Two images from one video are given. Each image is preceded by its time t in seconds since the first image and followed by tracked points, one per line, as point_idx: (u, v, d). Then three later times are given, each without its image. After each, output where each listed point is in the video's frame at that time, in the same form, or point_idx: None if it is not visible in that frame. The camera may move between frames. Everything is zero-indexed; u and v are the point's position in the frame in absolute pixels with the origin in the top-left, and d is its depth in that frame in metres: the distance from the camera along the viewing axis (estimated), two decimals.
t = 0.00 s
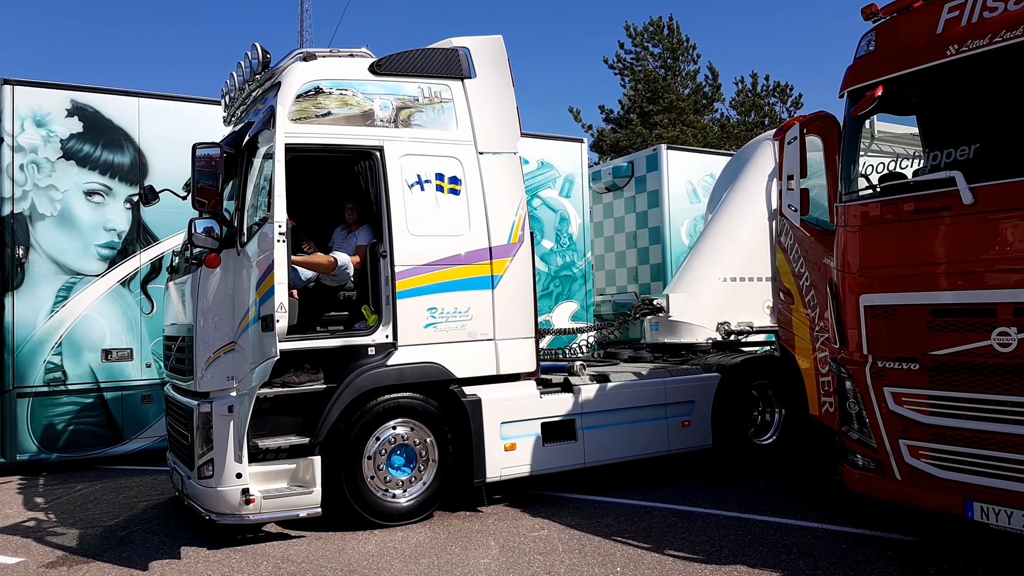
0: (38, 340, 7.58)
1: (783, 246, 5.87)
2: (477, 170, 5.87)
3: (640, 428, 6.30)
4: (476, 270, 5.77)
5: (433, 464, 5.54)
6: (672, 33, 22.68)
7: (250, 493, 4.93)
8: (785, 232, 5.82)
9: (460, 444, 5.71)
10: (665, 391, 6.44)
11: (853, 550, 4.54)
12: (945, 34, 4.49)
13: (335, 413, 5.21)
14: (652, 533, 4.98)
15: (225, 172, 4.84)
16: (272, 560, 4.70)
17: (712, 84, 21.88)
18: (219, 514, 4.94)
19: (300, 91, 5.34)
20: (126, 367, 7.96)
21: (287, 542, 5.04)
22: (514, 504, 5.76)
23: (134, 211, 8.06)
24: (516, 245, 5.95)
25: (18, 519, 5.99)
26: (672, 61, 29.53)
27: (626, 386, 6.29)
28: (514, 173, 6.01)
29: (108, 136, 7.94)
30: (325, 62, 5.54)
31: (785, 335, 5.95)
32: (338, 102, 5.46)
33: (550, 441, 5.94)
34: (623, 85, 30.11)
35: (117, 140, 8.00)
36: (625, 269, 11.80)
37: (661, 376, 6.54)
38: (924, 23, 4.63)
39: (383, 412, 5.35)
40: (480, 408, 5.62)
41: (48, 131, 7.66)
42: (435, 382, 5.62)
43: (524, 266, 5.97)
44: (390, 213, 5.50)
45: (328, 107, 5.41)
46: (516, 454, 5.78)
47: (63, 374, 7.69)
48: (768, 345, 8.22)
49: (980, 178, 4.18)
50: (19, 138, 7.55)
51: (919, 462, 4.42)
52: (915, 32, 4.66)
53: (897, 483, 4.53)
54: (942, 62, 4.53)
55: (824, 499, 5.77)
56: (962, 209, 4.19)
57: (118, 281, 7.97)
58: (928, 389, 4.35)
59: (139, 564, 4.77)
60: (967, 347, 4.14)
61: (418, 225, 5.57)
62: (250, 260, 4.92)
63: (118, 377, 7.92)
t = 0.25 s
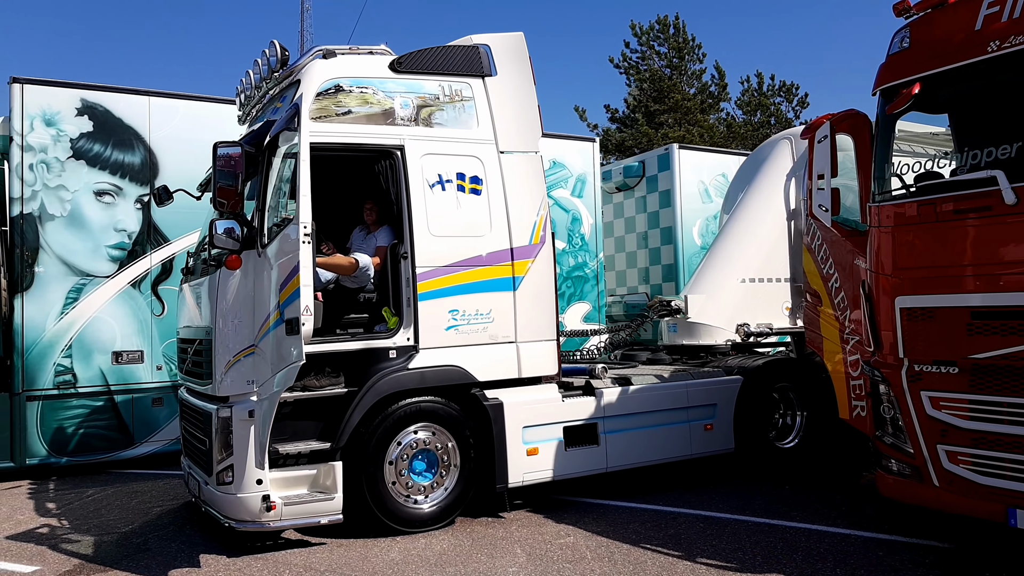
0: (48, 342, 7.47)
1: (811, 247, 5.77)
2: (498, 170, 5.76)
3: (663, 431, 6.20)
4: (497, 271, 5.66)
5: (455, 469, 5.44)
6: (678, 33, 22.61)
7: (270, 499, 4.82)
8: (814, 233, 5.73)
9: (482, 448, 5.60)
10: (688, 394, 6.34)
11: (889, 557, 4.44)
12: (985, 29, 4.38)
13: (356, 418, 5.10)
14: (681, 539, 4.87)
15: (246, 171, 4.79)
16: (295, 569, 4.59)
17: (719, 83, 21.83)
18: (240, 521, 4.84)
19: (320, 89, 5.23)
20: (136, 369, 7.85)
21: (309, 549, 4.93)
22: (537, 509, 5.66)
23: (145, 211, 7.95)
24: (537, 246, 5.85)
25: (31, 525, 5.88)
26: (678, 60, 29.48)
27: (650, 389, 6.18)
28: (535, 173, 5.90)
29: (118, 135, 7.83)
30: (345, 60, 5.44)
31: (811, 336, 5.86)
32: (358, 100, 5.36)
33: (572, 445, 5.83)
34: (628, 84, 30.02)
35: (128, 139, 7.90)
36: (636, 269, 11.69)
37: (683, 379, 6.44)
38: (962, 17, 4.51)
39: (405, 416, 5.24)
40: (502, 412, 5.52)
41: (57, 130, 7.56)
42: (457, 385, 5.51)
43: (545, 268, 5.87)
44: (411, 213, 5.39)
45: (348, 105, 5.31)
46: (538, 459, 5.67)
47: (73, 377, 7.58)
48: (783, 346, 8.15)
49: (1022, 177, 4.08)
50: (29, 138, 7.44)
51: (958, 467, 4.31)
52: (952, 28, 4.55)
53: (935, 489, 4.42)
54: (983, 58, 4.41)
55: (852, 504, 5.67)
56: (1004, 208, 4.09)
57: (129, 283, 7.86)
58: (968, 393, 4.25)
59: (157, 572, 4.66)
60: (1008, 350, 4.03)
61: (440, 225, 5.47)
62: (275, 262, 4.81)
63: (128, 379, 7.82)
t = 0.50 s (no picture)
0: (60, 343, 7.40)
1: (836, 246, 5.70)
2: (519, 167, 5.69)
3: (685, 432, 6.13)
4: (519, 270, 5.59)
5: (478, 471, 5.37)
6: (683, 32, 22.53)
7: (293, 502, 4.75)
8: (839, 232, 5.66)
9: (504, 450, 5.53)
10: (709, 394, 6.27)
11: (924, 561, 4.36)
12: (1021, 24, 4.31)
13: (379, 419, 5.02)
14: (709, 542, 4.80)
15: (268, 168, 4.71)
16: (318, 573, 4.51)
17: (725, 82, 21.81)
18: (261, 523, 4.76)
19: (340, 86, 5.16)
20: (148, 370, 7.78)
21: (332, 553, 4.85)
22: (559, 511, 5.58)
23: (156, 210, 7.88)
24: (558, 245, 5.77)
25: (46, 527, 5.80)
26: (683, 59, 29.45)
27: (672, 390, 6.11)
28: (557, 171, 5.83)
29: (130, 133, 7.75)
30: (365, 56, 5.37)
31: (835, 335, 5.81)
32: (379, 97, 5.29)
33: (594, 446, 5.76)
34: (633, 83, 29.94)
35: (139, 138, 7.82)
36: (646, 268, 11.62)
37: (704, 379, 6.36)
38: (995, 12, 4.44)
39: (427, 417, 5.16)
40: (524, 412, 5.44)
41: (68, 128, 7.48)
42: (478, 385, 5.43)
43: (566, 266, 5.79)
44: (432, 211, 5.32)
45: (369, 102, 5.24)
46: (560, 460, 5.59)
47: (84, 377, 7.51)
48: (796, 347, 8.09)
49: None
50: (40, 136, 7.36)
51: (995, 468, 4.24)
52: (987, 23, 4.49)
53: (971, 491, 4.35)
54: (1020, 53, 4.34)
55: (879, 505, 5.59)
56: None
57: (140, 282, 7.79)
58: (1005, 393, 4.18)
59: None
60: None
61: (461, 224, 5.39)
62: (297, 261, 4.77)
63: (140, 380, 7.74)
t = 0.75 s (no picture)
0: (72, 342, 7.34)
1: (863, 244, 5.67)
2: (541, 165, 5.63)
3: (707, 432, 6.08)
4: (541, 268, 5.53)
5: (501, 471, 5.32)
6: (689, 32, 22.48)
7: (316, 502, 4.68)
8: (867, 231, 5.64)
9: (526, 450, 5.48)
10: (731, 394, 6.22)
11: (959, 562, 4.30)
12: None
13: (403, 419, 4.96)
14: (737, 543, 4.74)
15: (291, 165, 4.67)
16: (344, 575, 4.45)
17: (729, 81, 21.77)
18: (284, 524, 4.69)
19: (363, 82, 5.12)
20: (161, 370, 7.72)
21: (356, 554, 4.79)
22: (583, 512, 5.52)
23: (169, 208, 7.83)
24: (580, 242, 5.71)
25: (63, 529, 5.74)
26: (688, 59, 29.43)
27: (694, 389, 6.07)
28: (579, 168, 5.77)
29: (143, 131, 7.70)
30: (387, 52, 5.33)
31: (861, 333, 5.77)
32: (402, 93, 5.24)
33: (617, 446, 5.70)
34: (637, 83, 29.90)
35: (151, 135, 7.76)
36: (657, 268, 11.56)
37: (726, 379, 6.32)
38: None
39: (451, 416, 5.11)
40: (547, 412, 5.38)
41: (81, 126, 7.42)
42: (501, 385, 5.38)
43: (588, 264, 5.73)
44: (455, 208, 5.26)
45: (392, 98, 5.18)
46: (583, 461, 5.54)
47: (97, 377, 7.44)
48: (809, 346, 8.08)
49: None
50: (52, 134, 7.30)
51: None
52: (1019, 18, 4.43)
53: (1006, 491, 4.30)
54: None
55: (905, 506, 5.54)
56: None
57: (153, 281, 7.74)
58: None
59: None
60: None
61: (484, 221, 5.34)
62: (321, 258, 4.76)
63: (153, 380, 7.68)
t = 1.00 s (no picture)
0: (87, 342, 7.29)
1: (889, 244, 5.63)
2: (565, 164, 5.58)
3: (730, 434, 6.03)
4: (565, 268, 5.47)
5: (525, 473, 5.28)
6: (696, 32, 22.46)
7: (343, 504, 4.62)
8: (893, 230, 5.60)
9: (551, 452, 5.43)
10: (754, 395, 6.17)
11: (995, 565, 4.25)
12: None
13: (428, 420, 4.91)
14: (767, 546, 4.70)
15: (316, 164, 4.61)
16: None
17: (735, 81, 21.74)
18: (309, 526, 4.63)
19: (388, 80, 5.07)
20: (175, 370, 7.66)
21: (382, 557, 4.74)
22: (607, 514, 5.47)
23: (183, 208, 7.78)
24: (604, 242, 5.66)
25: (82, 531, 5.69)
26: (694, 59, 29.44)
27: (718, 390, 6.02)
28: (602, 168, 5.72)
29: (157, 130, 7.65)
30: (411, 50, 5.29)
31: (886, 333, 5.73)
32: (426, 91, 5.19)
33: (640, 448, 5.65)
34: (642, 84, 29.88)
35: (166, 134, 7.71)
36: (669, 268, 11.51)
37: (748, 380, 6.27)
38: None
39: (476, 417, 5.06)
40: (572, 413, 5.32)
41: (96, 124, 7.37)
42: (526, 386, 5.32)
43: (612, 264, 5.67)
44: (479, 207, 5.21)
45: (416, 96, 5.14)
46: (608, 463, 5.48)
47: (111, 378, 7.39)
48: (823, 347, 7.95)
49: None
50: (66, 132, 7.25)
51: None
52: None
53: None
54: None
55: (932, 508, 5.49)
56: None
57: (167, 281, 7.68)
58: None
59: None
60: None
61: (508, 220, 5.29)
62: (347, 258, 4.71)
63: (167, 380, 7.62)
